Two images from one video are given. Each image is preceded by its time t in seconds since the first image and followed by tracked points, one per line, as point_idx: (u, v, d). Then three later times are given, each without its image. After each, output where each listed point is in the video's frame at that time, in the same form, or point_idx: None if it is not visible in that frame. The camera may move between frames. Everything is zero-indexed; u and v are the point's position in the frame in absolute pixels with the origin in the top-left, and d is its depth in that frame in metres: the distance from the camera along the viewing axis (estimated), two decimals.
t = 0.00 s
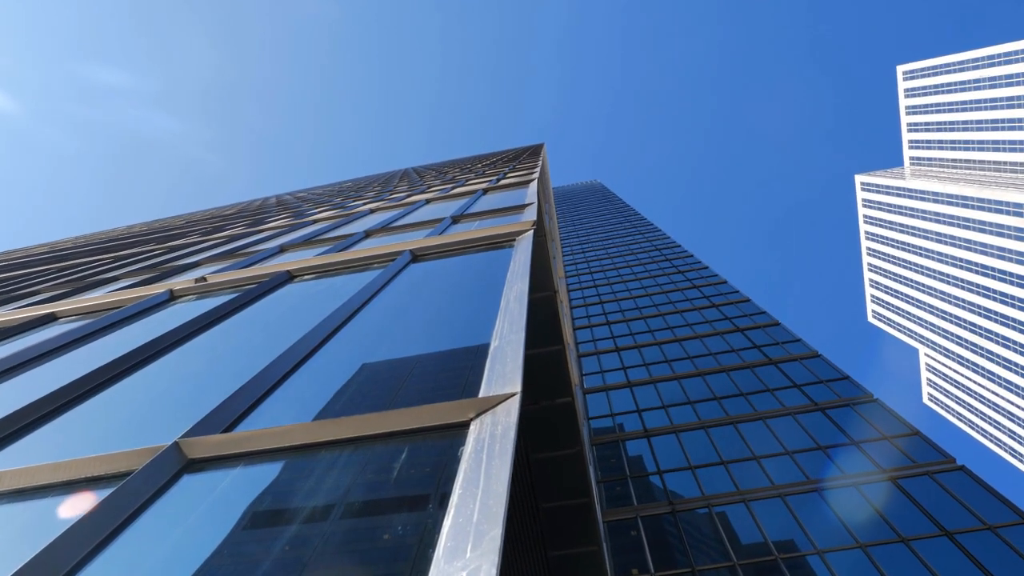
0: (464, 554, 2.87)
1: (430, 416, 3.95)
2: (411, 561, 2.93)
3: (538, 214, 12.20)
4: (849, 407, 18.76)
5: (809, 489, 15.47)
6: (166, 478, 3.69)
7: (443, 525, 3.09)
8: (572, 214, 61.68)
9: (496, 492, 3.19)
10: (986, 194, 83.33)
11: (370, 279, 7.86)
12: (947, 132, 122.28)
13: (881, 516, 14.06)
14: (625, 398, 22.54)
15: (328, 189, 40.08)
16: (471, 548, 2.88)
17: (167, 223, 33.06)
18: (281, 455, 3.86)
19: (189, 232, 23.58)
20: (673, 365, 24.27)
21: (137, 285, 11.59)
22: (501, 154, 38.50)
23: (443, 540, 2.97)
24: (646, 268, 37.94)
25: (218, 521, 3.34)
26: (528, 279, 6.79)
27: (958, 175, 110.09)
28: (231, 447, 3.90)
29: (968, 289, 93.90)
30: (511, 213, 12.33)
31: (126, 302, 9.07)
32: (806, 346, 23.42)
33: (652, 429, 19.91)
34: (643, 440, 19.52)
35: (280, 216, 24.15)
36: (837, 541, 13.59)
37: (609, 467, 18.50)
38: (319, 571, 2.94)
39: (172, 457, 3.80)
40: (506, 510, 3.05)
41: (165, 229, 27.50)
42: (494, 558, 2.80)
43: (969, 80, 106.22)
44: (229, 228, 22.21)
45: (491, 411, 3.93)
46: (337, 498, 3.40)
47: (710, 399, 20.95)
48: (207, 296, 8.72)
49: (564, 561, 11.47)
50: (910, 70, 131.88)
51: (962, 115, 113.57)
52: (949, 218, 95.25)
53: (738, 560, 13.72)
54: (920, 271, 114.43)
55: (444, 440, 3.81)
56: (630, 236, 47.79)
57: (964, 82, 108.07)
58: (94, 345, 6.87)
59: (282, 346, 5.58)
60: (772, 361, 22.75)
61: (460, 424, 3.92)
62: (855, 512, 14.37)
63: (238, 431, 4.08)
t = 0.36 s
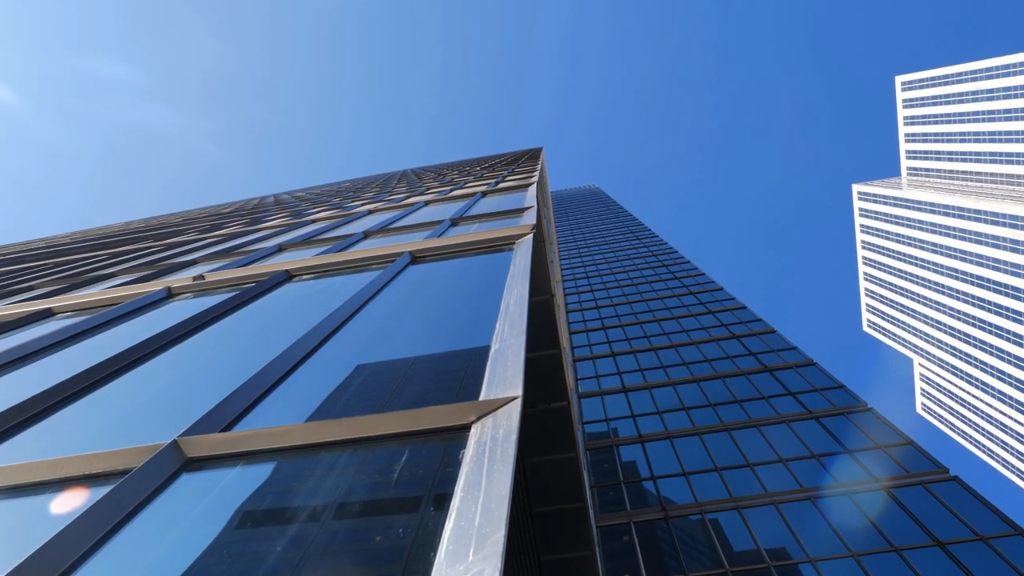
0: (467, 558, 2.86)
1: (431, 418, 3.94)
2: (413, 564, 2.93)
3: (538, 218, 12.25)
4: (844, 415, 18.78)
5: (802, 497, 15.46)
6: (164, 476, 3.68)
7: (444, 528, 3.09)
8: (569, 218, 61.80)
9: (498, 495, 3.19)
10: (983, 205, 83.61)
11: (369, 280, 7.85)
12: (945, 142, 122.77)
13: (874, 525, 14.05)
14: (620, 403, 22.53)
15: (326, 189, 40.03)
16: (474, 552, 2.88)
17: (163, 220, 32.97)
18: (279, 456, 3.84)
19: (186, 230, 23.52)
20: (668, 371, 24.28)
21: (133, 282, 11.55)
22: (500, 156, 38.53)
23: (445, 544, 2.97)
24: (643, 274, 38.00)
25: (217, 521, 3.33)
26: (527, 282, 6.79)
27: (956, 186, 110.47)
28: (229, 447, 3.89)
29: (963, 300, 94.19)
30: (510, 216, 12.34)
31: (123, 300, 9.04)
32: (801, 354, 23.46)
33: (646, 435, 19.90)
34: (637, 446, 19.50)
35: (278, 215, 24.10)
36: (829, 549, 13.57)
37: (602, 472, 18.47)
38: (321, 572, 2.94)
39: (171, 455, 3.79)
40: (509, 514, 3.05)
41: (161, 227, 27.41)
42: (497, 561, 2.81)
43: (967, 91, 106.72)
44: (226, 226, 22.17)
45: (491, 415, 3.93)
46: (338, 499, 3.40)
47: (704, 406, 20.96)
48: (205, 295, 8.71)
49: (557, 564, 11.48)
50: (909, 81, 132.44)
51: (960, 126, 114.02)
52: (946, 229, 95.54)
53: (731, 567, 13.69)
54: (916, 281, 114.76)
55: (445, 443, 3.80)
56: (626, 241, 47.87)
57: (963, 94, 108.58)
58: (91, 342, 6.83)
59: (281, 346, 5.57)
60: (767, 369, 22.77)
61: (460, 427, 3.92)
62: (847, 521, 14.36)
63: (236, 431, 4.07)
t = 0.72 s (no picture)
0: (470, 562, 2.86)
1: (433, 421, 3.93)
2: (414, 567, 2.93)
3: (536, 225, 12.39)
4: (837, 426, 18.81)
5: (794, 506, 15.45)
6: (163, 474, 3.66)
7: (438, 534, 3.10)
8: (566, 223, 61.94)
9: (501, 501, 3.19)
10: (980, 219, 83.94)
11: (367, 281, 7.84)
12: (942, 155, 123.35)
13: (865, 535, 14.05)
14: (614, 409, 22.51)
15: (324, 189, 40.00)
16: (476, 557, 2.88)
17: (160, 217, 32.88)
18: (278, 457, 3.83)
19: (183, 228, 23.46)
20: (662, 378, 24.29)
21: (130, 278, 11.51)
22: (499, 160, 38.57)
23: (448, 548, 2.96)
24: (639, 280, 38.07)
25: (220, 519, 3.32)
26: (527, 287, 6.80)
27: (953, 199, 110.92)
28: (229, 446, 3.87)
29: (958, 312, 94.55)
30: (509, 221, 12.35)
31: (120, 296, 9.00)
32: (795, 363, 23.50)
33: (639, 441, 19.88)
34: (631, 452, 19.47)
35: (275, 214, 24.06)
36: (821, 559, 13.55)
37: (595, 478, 18.44)
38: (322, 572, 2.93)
39: (170, 453, 3.78)
40: (511, 520, 3.05)
41: (158, 223, 27.34)
42: (499, 566, 2.81)
43: (965, 105, 107.34)
44: (224, 225, 22.12)
45: (492, 419, 3.93)
46: (338, 501, 3.39)
47: (698, 413, 20.96)
48: (202, 293, 8.68)
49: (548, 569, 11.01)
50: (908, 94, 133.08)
51: (958, 140, 114.57)
52: (942, 242, 95.86)
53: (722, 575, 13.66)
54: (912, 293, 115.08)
55: (445, 447, 3.79)
56: (623, 247, 47.98)
57: (961, 108, 109.17)
58: (87, 338, 6.80)
59: (280, 346, 5.55)
60: (761, 378, 22.80)
61: (460, 431, 3.91)
62: (839, 531, 14.34)
63: (235, 430, 4.05)
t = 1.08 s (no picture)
0: (473, 567, 2.87)
1: (434, 424, 3.93)
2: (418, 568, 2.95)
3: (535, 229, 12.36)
4: (831, 435, 18.80)
5: (786, 515, 15.42)
6: (162, 472, 3.65)
7: (429, 538, 3.11)
8: (563, 228, 62.13)
9: (504, 506, 3.20)
10: (976, 232, 84.25)
11: (366, 283, 7.83)
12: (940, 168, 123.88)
13: (856, 546, 14.04)
14: (608, 415, 22.50)
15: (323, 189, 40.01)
16: (480, 562, 2.89)
17: (158, 214, 32.83)
18: (279, 457, 3.81)
19: (180, 225, 23.41)
20: (657, 384, 24.29)
21: (127, 275, 11.48)
22: (498, 164, 38.61)
23: (451, 553, 2.97)
24: (635, 286, 38.12)
25: (220, 519, 3.32)
26: (527, 292, 6.78)
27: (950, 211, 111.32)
28: (229, 445, 3.86)
29: (952, 325, 94.86)
30: (508, 225, 12.37)
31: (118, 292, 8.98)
32: (790, 373, 23.51)
33: (633, 448, 19.85)
34: (624, 458, 19.45)
35: (274, 213, 24.04)
36: (813, 568, 13.53)
37: (589, 484, 18.40)
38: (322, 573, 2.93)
39: (170, 452, 3.77)
40: (515, 525, 3.06)
41: (155, 220, 27.29)
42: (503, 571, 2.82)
43: (963, 119, 107.88)
44: (222, 223, 22.08)
45: (493, 424, 3.93)
46: (339, 503, 3.39)
47: (692, 421, 20.95)
48: (200, 291, 8.66)
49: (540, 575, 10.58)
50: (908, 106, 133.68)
51: (956, 153, 115.07)
52: (939, 254, 96.15)
53: None
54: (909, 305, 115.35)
55: (447, 450, 3.79)
56: (620, 253, 48.10)
57: (960, 121, 109.69)
58: (84, 335, 6.78)
59: (280, 346, 5.54)
60: (755, 386, 22.80)
61: (461, 434, 3.90)
62: (831, 541, 14.32)
63: (235, 429, 4.04)
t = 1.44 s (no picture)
0: (477, 570, 2.88)
1: (436, 427, 3.92)
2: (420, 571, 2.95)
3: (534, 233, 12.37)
4: (825, 444, 18.81)
5: (779, 523, 15.41)
6: (161, 471, 3.63)
7: (422, 540, 3.13)
8: (560, 232, 62.26)
9: (506, 508, 3.20)
10: (973, 243, 84.45)
11: (365, 283, 7.83)
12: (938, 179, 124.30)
13: (848, 554, 14.02)
14: (603, 420, 22.48)
15: (322, 189, 40.01)
16: (483, 565, 2.90)
17: (155, 211, 32.78)
18: (279, 457, 3.80)
19: (178, 222, 23.37)
20: (652, 390, 24.29)
21: (123, 272, 11.47)
22: (497, 168, 38.68)
23: (453, 556, 2.98)
24: (631, 291, 38.17)
25: (221, 517, 3.32)
26: (527, 296, 6.78)
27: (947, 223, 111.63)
28: (229, 444, 3.86)
29: (947, 336, 95.08)
30: (507, 228, 12.38)
31: (115, 289, 8.96)
32: (785, 381, 23.53)
33: (627, 453, 19.83)
34: (618, 464, 19.41)
35: (272, 212, 24.02)
36: None
37: (583, 488, 18.37)
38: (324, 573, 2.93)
39: (169, 450, 3.75)
40: (517, 528, 3.06)
41: (153, 217, 27.24)
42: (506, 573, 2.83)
43: (962, 131, 108.30)
44: (219, 221, 22.05)
45: (494, 426, 3.92)
46: (340, 503, 3.39)
47: (687, 427, 20.95)
48: (198, 289, 8.65)
49: None
50: (907, 117, 134.19)
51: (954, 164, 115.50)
52: (936, 265, 96.37)
53: None
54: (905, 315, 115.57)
55: (448, 453, 3.79)
56: (616, 258, 48.20)
57: (958, 133, 110.13)
58: (82, 331, 6.77)
59: (279, 345, 5.53)
60: (750, 394, 22.81)
61: (462, 437, 3.90)
62: (824, 549, 14.31)
63: (235, 428, 4.04)
